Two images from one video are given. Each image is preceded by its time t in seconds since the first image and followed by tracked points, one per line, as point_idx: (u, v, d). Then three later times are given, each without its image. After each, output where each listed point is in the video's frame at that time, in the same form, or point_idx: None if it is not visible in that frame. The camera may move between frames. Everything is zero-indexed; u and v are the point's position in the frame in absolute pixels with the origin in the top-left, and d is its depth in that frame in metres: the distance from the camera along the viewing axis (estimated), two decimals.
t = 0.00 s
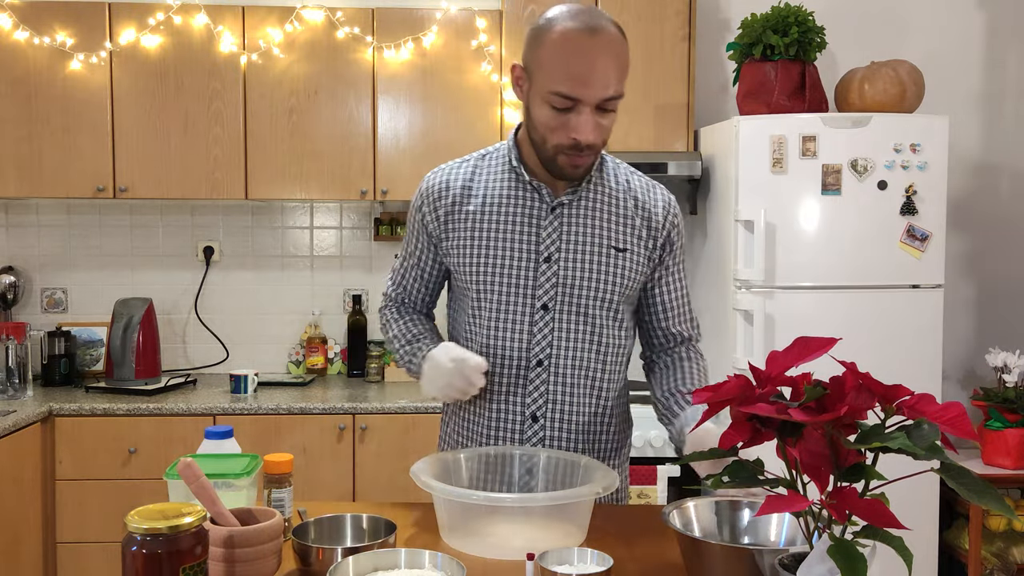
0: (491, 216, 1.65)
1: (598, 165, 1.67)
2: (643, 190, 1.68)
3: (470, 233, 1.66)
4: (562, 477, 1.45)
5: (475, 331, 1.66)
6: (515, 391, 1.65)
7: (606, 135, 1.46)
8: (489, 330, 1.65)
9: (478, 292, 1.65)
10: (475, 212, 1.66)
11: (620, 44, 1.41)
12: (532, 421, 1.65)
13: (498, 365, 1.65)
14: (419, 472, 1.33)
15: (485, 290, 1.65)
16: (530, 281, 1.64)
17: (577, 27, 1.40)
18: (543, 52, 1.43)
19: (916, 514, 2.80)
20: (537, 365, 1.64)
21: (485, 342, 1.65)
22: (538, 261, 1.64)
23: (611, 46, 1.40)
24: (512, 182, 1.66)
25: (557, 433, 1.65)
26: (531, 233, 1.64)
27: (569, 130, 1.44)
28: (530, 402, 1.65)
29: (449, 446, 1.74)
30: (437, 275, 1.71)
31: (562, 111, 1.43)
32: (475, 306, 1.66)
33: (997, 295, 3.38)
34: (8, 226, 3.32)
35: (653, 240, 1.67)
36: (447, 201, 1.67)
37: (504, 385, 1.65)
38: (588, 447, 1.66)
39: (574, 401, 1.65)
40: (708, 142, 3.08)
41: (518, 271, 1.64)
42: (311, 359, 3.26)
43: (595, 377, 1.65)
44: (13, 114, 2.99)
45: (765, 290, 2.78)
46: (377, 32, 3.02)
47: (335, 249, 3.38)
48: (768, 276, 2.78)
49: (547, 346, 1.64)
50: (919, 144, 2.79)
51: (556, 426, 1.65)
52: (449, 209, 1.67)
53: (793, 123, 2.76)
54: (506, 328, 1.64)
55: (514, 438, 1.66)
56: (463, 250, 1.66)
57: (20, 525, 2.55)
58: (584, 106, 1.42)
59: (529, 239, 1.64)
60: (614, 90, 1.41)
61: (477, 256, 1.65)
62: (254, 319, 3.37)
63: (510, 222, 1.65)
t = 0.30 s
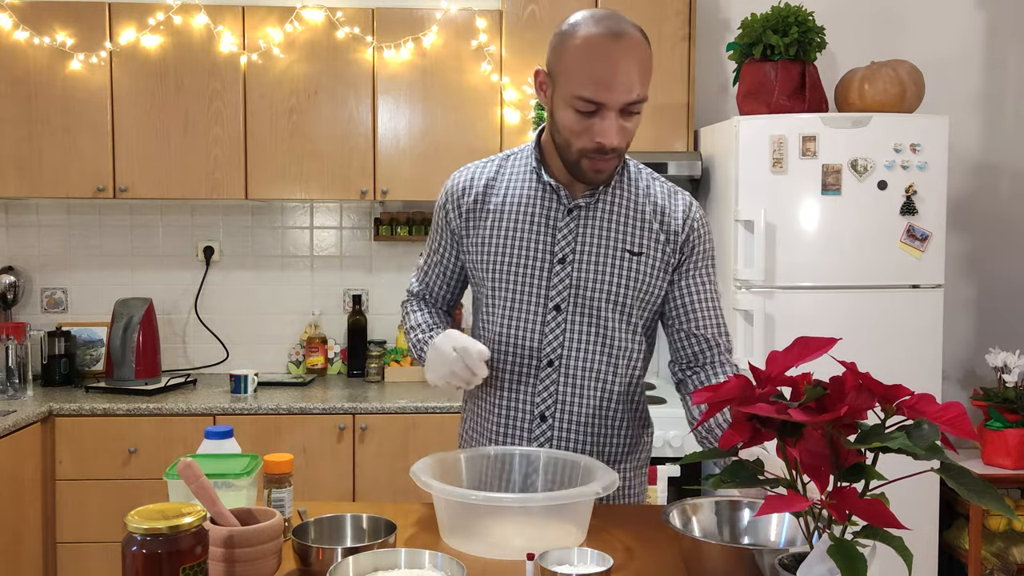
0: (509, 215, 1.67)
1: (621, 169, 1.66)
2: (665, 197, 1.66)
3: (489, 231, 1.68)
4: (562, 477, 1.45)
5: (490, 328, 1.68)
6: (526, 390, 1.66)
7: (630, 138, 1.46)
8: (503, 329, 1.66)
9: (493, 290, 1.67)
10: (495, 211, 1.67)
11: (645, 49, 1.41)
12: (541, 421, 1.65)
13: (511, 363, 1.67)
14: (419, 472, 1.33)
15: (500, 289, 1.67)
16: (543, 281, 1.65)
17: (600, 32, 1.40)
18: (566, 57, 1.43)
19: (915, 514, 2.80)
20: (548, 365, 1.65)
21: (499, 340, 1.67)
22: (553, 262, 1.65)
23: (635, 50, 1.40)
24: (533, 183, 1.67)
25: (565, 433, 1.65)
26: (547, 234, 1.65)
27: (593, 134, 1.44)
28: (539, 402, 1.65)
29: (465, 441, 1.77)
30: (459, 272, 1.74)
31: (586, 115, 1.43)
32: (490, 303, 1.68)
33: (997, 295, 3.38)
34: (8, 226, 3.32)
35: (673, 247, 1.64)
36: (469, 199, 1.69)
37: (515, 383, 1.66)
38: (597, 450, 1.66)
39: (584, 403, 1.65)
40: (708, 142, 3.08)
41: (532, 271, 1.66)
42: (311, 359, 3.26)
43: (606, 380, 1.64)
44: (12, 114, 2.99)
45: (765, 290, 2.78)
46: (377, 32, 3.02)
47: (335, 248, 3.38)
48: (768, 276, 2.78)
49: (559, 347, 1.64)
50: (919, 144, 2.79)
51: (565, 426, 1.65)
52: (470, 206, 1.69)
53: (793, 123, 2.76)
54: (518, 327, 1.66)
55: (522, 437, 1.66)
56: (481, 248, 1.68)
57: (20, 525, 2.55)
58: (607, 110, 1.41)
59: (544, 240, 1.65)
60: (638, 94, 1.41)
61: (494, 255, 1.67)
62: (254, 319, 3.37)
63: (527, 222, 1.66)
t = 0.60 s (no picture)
0: (517, 215, 1.68)
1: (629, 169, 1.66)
2: (673, 197, 1.65)
3: (498, 231, 1.69)
4: (563, 478, 1.45)
5: (499, 327, 1.69)
6: (532, 388, 1.66)
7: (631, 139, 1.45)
8: (510, 328, 1.68)
9: (501, 289, 1.69)
10: (503, 211, 1.69)
11: (646, 51, 1.41)
12: (548, 420, 1.65)
13: (518, 362, 1.67)
14: (419, 472, 1.33)
15: (507, 288, 1.68)
16: (550, 280, 1.66)
17: (601, 33, 1.40)
18: (568, 57, 1.43)
19: (915, 514, 2.80)
20: (554, 365, 1.65)
21: (508, 339, 1.68)
22: (559, 262, 1.65)
23: (636, 52, 1.40)
24: (541, 183, 1.68)
25: (572, 433, 1.65)
26: (553, 233, 1.66)
27: (593, 135, 1.43)
28: (546, 401, 1.65)
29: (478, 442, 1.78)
30: (472, 273, 1.76)
31: (586, 116, 1.43)
32: (499, 302, 1.69)
33: (997, 295, 3.38)
34: (8, 226, 3.32)
35: (681, 247, 1.63)
36: (479, 200, 1.72)
37: (522, 382, 1.67)
38: (604, 450, 1.65)
39: (592, 403, 1.64)
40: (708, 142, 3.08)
41: (538, 270, 1.66)
42: (311, 359, 3.26)
43: (613, 380, 1.64)
44: (12, 114, 2.99)
45: (765, 290, 2.78)
46: (377, 32, 3.02)
47: (335, 248, 3.38)
48: (768, 276, 2.78)
49: (564, 346, 1.64)
50: (919, 144, 2.79)
51: (572, 426, 1.65)
52: (481, 208, 1.72)
53: (793, 123, 2.76)
54: (525, 325, 1.67)
55: (530, 436, 1.66)
56: (490, 248, 1.70)
57: (20, 525, 2.55)
58: (607, 111, 1.41)
59: (551, 239, 1.66)
60: (638, 96, 1.41)
61: (502, 254, 1.68)
62: (254, 319, 3.38)
63: (534, 222, 1.67)
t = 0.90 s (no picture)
0: (522, 213, 1.69)
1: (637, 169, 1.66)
2: (680, 199, 1.65)
3: (503, 229, 1.70)
4: (562, 477, 1.45)
5: (502, 324, 1.70)
6: (533, 386, 1.66)
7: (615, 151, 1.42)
8: (514, 325, 1.68)
9: (505, 287, 1.69)
10: (510, 209, 1.70)
11: (635, 66, 1.37)
12: (548, 418, 1.65)
13: (520, 360, 1.67)
14: (419, 472, 1.33)
15: (511, 286, 1.68)
16: (553, 278, 1.66)
17: (588, 45, 1.36)
18: (555, 67, 1.38)
19: (915, 513, 2.80)
20: (556, 363, 1.65)
21: (511, 337, 1.68)
22: (563, 260, 1.65)
23: (624, 68, 1.36)
24: (548, 182, 1.69)
25: (572, 431, 1.65)
26: (558, 232, 1.66)
27: (576, 146, 1.41)
28: (547, 399, 1.65)
29: (482, 439, 1.79)
30: (479, 271, 1.77)
31: (570, 127, 1.40)
32: (502, 300, 1.70)
33: (997, 295, 3.38)
34: (8, 226, 3.32)
35: (686, 249, 1.62)
36: (486, 198, 1.73)
37: (524, 379, 1.67)
38: (604, 449, 1.65)
39: (593, 402, 1.64)
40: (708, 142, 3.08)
41: (542, 268, 1.66)
42: (311, 359, 3.26)
43: (615, 379, 1.64)
44: (13, 114, 2.99)
45: (765, 290, 2.78)
46: (377, 32, 3.02)
47: (335, 248, 3.38)
48: (768, 276, 2.78)
49: (566, 344, 1.64)
50: (919, 144, 2.79)
51: (572, 425, 1.65)
52: (488, 205, 1.72)
53: (793, 123, 2.76)
54: (528, 323, 1.67)
55: (530, 434, 1.67)
56: (495, 245, 1.70)
57: (20, 525, 2.55)
58: (589, 125, 1.38)
59: (555, 237, 1.66)
60: (622, 111, 1.37)
61: (507, 252, 1.68)
62: (254, 319, 3.37)
63: (539, 220, 1.67)
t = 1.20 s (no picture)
0: (525, 213, 1.69)
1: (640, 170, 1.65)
2: (684, 200, 1.64)
3: (507, 228, 1.70)
4: (561, 478, 1.45)
5: (504, 324, 1.70)
6: (534, 385, 1.66)
7: (609, 152, 1.43)
8: (515, 324, 1.68)
9: (507, 286, 1.69)
10: (513, 208, 1.70)
11: (631, 69, 1.36)
12: (547, 416, 1.65)
13: (521, 359, 1.68)
14: (419, 472, 1.33)
15: (513, 285, 1.69)
16: (554, 277, 1.66)
17: (586, 45, 1.35)
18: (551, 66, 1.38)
19: (915, 514, 2.80)
20: (556, 362, 1.65)
21: (512, 336, 1.68)
22: (564, 259, 1.65)
23: (619, 70, 1.35)
24: (551, 183, 1.69)
25: (571, 430, 1.65)
26: (559, 231, 1.66)
27: (570, 146, 1.41)
28: (547, 398, 1.65)
29: (484, 438, 1.79)
30: (483, 270, 1.77)
31: (565, 126, 1.40)
32: (505, 299, 1.70)
33: (997, 295, 3.38)
34: (8, 226, 3.32)
35: (688, 251, 1.62)
36: (491, 197, 1.73)
37: (525, 378, 1.67)
38: (603, 449, 1.65)
39: (593, 402, 1.64)
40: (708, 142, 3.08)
41: (543, 267, 1.66)
42: (311, 359, 3.26)
43: (615, 379, 1.64)
44: (13, 114, 2.99)
45: (765, 290, 2.78)
46: (377, 32, 3.02)
47: (335, 249, 3.38)
48: (768, 276, 2.78)
49: (567, 343, 1.64)
50: (919, 144, 2.79)
51: (571, 424, 1.65)
52: (492, 205, 1.73)
53: (793, 123, 2.76)
54: (529, 322, 1.67)
55: (530, 432, 1.67)
56: (497, 244, 1.70)
57: (20, 525, 2.55)
58: (584, 126, 1.38)
59: (557, 237, 1.66)
60: (616, 113, 1.37)
61: (509, 251, 1.69)
62: (254, 319, 3.38)
63: (541, 219, 1.67)
